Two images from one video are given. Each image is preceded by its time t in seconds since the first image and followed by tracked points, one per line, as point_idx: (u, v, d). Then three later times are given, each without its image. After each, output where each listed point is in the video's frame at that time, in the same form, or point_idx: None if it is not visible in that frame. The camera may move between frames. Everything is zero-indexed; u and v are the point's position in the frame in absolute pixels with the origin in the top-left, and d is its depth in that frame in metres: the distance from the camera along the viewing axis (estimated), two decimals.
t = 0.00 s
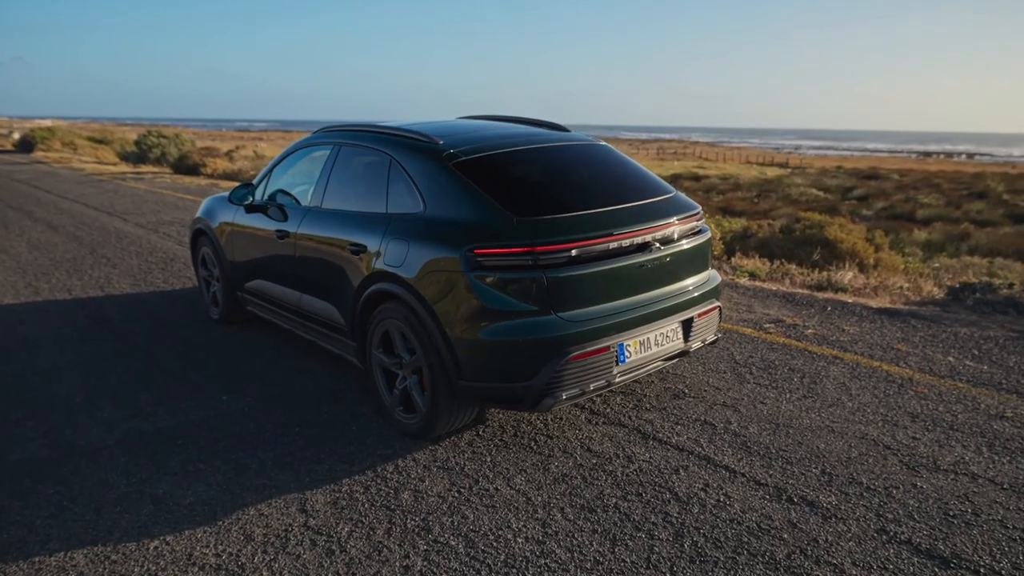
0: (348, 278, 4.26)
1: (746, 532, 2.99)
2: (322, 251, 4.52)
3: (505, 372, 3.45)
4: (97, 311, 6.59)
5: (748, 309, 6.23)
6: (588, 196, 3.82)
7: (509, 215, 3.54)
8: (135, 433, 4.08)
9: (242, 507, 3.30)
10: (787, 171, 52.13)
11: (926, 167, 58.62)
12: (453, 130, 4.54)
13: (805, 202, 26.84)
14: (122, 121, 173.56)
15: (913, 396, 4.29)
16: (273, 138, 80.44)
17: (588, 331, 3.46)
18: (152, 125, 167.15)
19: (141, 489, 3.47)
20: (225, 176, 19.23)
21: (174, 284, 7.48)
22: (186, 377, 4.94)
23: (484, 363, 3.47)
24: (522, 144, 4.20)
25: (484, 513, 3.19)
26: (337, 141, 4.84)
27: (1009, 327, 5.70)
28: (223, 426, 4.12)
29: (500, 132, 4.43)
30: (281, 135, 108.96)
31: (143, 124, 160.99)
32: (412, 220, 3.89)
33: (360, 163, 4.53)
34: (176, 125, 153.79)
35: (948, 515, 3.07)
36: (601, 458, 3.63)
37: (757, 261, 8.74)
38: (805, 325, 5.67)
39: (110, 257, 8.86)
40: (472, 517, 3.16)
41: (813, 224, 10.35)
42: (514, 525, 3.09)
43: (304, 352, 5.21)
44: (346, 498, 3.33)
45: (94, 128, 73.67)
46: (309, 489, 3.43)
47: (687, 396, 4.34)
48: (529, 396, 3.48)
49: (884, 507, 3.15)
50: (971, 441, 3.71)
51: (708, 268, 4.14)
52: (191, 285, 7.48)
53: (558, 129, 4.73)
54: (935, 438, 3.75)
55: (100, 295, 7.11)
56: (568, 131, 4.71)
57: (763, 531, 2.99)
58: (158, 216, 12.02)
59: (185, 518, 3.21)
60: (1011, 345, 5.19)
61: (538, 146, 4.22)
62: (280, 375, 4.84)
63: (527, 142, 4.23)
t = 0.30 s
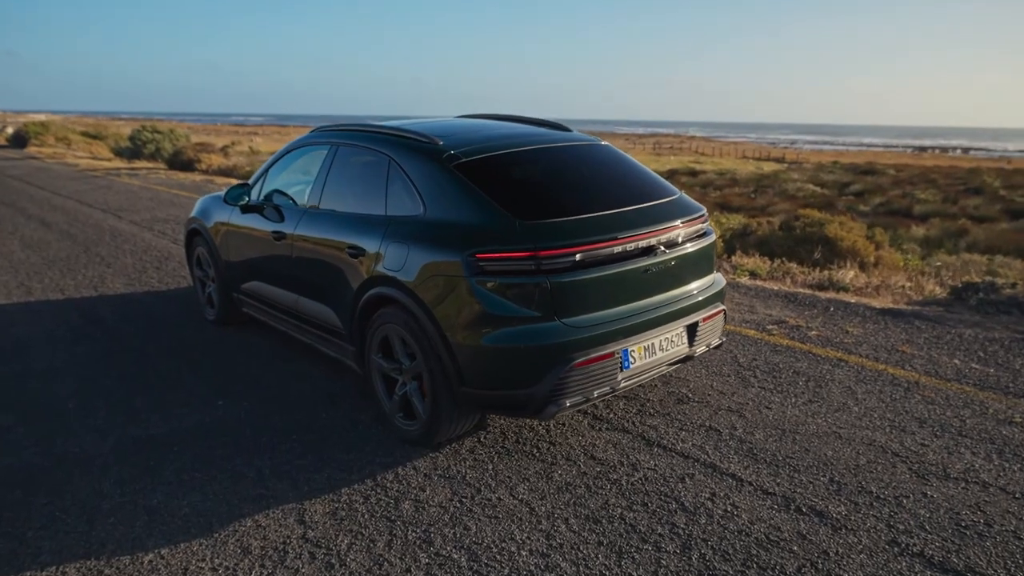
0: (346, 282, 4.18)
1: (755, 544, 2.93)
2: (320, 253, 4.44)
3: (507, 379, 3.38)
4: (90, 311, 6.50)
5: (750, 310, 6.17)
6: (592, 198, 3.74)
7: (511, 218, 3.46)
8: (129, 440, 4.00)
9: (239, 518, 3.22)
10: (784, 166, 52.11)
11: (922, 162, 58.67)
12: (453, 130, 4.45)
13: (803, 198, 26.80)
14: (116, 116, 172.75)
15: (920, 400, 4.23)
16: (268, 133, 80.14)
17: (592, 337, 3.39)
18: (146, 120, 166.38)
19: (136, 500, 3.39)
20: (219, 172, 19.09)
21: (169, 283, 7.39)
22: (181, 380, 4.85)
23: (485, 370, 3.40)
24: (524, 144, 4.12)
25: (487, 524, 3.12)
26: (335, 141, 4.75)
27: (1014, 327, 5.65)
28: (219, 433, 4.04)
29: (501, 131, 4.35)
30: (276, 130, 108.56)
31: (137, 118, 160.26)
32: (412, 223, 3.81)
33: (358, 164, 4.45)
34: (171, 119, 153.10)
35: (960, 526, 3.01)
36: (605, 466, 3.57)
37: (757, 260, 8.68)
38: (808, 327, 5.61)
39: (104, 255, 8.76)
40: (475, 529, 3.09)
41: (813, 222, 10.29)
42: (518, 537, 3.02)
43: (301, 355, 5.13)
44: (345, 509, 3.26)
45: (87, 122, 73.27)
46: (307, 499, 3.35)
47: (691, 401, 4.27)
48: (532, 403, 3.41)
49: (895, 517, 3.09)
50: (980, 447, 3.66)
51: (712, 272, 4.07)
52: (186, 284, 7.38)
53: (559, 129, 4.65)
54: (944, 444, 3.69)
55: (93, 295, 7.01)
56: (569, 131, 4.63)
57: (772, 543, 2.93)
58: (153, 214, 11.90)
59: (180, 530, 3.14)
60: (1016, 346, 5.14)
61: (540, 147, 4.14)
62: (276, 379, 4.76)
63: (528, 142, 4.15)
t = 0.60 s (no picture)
0: (344, 285, 4.09)
1: (766, 557, 2.86)
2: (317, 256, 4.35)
3: (511, 386, 3.30)
4: (82, 310, 6.39)
5: (752, 310, 6.10)
6: (596, 200, 3.66)
7: (514, 222, 3.38)
8: (123, 447, 3.91)
9: (236, 530, 3.14)
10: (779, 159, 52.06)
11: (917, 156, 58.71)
12: (453, 129, 4.36)
13: (799, 192, 26.76)
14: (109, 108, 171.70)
15: (928, 404, 4.17)
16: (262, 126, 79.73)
17: (597, 344, 3.31)
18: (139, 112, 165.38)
19: (130, 510, 3.31)
20: (213, 167, 18.93)
21: (163, 282, 7.29)
22: (175, 383, 4.76)
23: (488, 377, 3.32)
24: (526, 144, 4.03)
25: (490, 536, 3.04)
26: (332, 140, 4.65)
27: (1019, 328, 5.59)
28: (214, 439, 3.96)
29: (502, 131, 4.26)
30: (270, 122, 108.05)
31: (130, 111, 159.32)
32: (411, 226, 3.72)
33: (356, 164, 4.35)
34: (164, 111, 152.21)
35: (974, 538, 2.95)
36: (610, 474, 3.49)
37: (758, 257, 8.61)
38: (812, 327, 5.54)
39: (96, 253, 8.64)
40: (478, 541, 3.01)
41: (813, 218, 10.23)
42: (523, 551, 2.94)
43: (298, 358, 5.04)
44: (345, 520, 3.18)
45: (80, 115, 72.76)
46: (306, 510, 3.27)
47: (696, 406, 4.20)
48: (536, 412, 3.33)
49: (907, 529, 3.03)
50: (991, 454, 3.60)
51: (718, 275, 4.00)
52: (180, 283, 7.28)
53: (561, 128, 4.56)
54: (954, 451, 3.63)
55: (86, 295, 6.91)
56: (571, 130, 4.54)
57: (783, 556, 2.86)
58: (146, 210, 11.77)
59: (175, 543, 3.06)
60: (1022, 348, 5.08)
61: (542, 147, 4.05)
62: (273, 382, 4.68)
63: (531, 142, 4.05)
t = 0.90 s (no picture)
0: (343, 287, 4.01)
1: (778, 568, 2.80)
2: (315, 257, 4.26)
3: (515, 393, 3.22)
4: (77, 310, 6.30)
5: (755, 308, 6.04)
6: (602, 201, 3.58)
7: (519, 224, 3.30)
8: (118, 453, 3.83)
9: (235, 541, 3.07)
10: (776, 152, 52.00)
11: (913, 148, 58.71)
12: (454, 127, 4.27)
13: (796, 185, 26.70)
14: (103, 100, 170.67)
15: (936, 407, 4.11)
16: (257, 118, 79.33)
17: (604, 349, 3.24)
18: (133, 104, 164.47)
19: (126, 520, 3.23)
20: (208, 161, 18.78)
21: (158, 280, 7.19)
22: (171, 386, 4.68)
23: (492, 383, 3.24)
24: (529, 143, 3.94)
25: (495, 547, 2.98)
26: (331, 138, 4.56)
27: None
28: (212, 445, 3.88)
29: (504, 129, 4.17)
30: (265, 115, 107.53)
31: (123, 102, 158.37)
32: (413, 228, 3.64)
33: (355, 163, 4.26)
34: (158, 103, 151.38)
35: (989, 548, 2.89)
36: (616, 481, 3.43)
37: (759, 254, 8.55)
38: (817, 327, 5.48)
39: (91, 250, 8.54)
40: (483, 553, 2.94)
41: (813, 214, 10.17)
42: (529, 562, 2.87)
43: (296, 359, 4.96)
44: (346, 530, 3.11)
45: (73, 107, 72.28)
46: (306, 520, 3.20)
47: (701, 409, 4.14)
48: (541, 419, 3.26)
49: (920, 538, 2.97)
50: (1002, 459, 3.54)
51: (725, 277, 3.92)
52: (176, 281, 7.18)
53: (565, 126, 4.47)
54: (965, 456, 3.58)
55: (80, 293, 6.81)
56: (574, 128, 4.45)
57: (795, 567, 2.80)
58: (140, 205, 11.65)
59: (173, 555, 2.98)
60: None
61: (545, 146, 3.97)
62: (271, 385, 4.60)
63: (534, 141, 3.97)
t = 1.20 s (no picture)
0: (343, 289, 3.91)
1: None
2: (314, 257, 4.16)
3: (522, 399, 3.14)
4: (69, 308, 6.19)
5: (759, 305, 5.96)
6: (610, 201, 3.48)
7: (525, 226, 3.20)
8: (113, 460, 3.73)
9: (234, 553, 2.98)
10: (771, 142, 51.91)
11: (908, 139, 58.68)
12: (456, 123, 4.16)
13: (793, 176, 26.63)
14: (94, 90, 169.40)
15: (947, 409, 4.05)
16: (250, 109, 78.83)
17: (613, 355, 3.16)
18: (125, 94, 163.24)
19: (122, 531, 3.14)
20: (201, 152, 18.59)
21: (152, 277, 7.08)
22: (167, 388, 4.58)
23: (498, 390, 3.16)
24: (534, 140, 3.84)
25: (503, 558, 2.90)
26: (329, 134, 4.44)
27: None
28: (209, 451, 3.79)
29: (508, 125, 4.07)
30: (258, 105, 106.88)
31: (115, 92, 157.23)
32: (415, 228, 3.54)
33: (354, 160, 4.15)
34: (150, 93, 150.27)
35: (1008, 559, 2.83)
36: (624, 488, 3.35)
37: (760, 248, 8.47)
38: (822, 325, 5.41)
39: (83, 246, 8.41)
40: (490, 564, 2.86)
41: (813, 207, 10.09)
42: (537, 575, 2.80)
43: (294, 361, 4.87)
44: (349, 542, 3.03)
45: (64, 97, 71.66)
46: (307, 531, 3.12)
47: (709, 412, 4.06)
48: (548, 426, 3.18)
49: (937, 548, 2.90)
50: (1017, 464, 3.48)
51: (734, 278, 3.84)
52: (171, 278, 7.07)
53: (569, 121, 4.37)
54: (979, 461, 3.51)
55: (72, 291, 6.69)
56: (579, 123, 4.34)
57: None
58: (133, 198, 11.50)
59: (170, 569, 2.89)
60: None
61: (550, 142, 3.86)
62: (269, 387, 4.50)
63: (539, 137, 3.86)
